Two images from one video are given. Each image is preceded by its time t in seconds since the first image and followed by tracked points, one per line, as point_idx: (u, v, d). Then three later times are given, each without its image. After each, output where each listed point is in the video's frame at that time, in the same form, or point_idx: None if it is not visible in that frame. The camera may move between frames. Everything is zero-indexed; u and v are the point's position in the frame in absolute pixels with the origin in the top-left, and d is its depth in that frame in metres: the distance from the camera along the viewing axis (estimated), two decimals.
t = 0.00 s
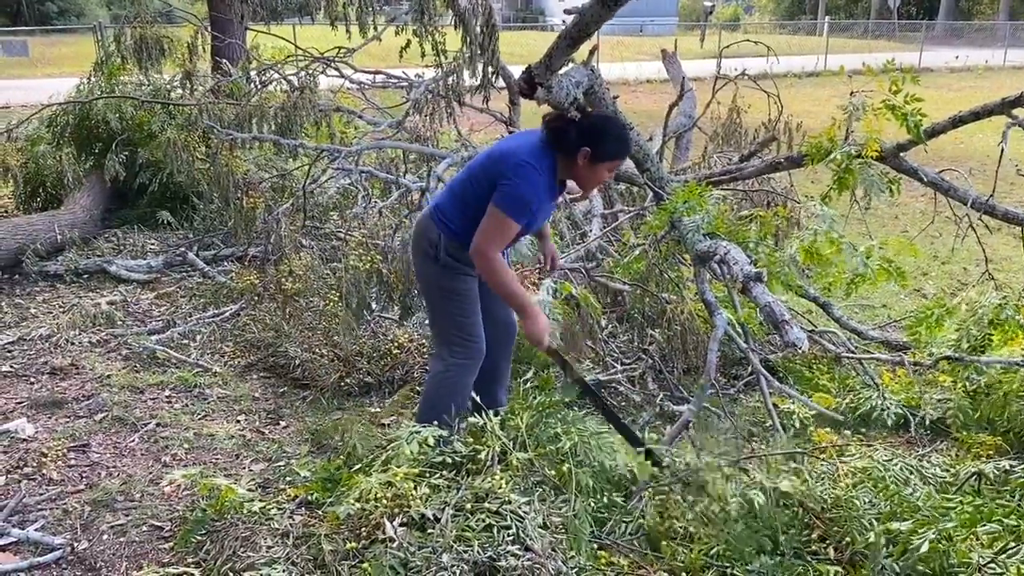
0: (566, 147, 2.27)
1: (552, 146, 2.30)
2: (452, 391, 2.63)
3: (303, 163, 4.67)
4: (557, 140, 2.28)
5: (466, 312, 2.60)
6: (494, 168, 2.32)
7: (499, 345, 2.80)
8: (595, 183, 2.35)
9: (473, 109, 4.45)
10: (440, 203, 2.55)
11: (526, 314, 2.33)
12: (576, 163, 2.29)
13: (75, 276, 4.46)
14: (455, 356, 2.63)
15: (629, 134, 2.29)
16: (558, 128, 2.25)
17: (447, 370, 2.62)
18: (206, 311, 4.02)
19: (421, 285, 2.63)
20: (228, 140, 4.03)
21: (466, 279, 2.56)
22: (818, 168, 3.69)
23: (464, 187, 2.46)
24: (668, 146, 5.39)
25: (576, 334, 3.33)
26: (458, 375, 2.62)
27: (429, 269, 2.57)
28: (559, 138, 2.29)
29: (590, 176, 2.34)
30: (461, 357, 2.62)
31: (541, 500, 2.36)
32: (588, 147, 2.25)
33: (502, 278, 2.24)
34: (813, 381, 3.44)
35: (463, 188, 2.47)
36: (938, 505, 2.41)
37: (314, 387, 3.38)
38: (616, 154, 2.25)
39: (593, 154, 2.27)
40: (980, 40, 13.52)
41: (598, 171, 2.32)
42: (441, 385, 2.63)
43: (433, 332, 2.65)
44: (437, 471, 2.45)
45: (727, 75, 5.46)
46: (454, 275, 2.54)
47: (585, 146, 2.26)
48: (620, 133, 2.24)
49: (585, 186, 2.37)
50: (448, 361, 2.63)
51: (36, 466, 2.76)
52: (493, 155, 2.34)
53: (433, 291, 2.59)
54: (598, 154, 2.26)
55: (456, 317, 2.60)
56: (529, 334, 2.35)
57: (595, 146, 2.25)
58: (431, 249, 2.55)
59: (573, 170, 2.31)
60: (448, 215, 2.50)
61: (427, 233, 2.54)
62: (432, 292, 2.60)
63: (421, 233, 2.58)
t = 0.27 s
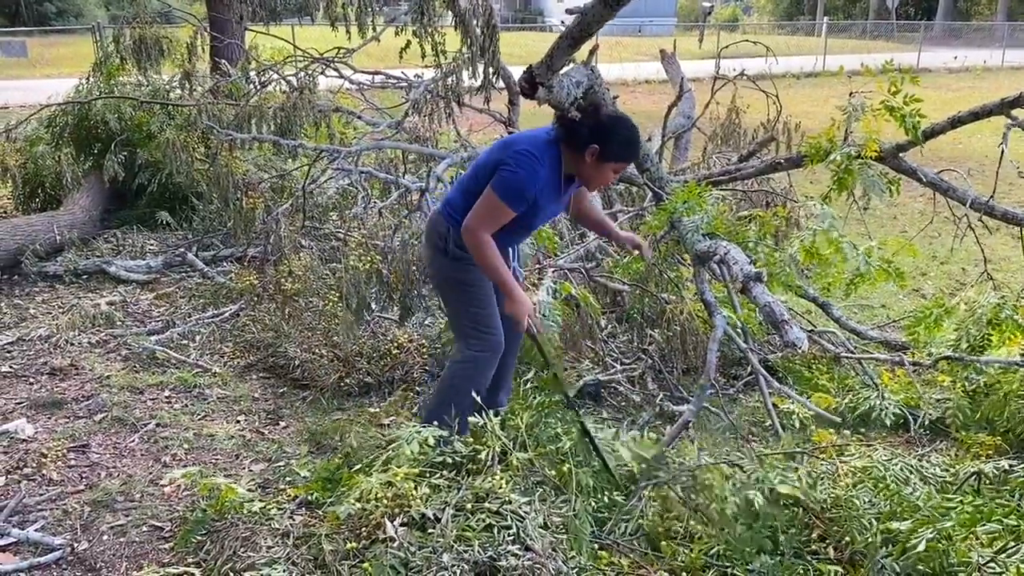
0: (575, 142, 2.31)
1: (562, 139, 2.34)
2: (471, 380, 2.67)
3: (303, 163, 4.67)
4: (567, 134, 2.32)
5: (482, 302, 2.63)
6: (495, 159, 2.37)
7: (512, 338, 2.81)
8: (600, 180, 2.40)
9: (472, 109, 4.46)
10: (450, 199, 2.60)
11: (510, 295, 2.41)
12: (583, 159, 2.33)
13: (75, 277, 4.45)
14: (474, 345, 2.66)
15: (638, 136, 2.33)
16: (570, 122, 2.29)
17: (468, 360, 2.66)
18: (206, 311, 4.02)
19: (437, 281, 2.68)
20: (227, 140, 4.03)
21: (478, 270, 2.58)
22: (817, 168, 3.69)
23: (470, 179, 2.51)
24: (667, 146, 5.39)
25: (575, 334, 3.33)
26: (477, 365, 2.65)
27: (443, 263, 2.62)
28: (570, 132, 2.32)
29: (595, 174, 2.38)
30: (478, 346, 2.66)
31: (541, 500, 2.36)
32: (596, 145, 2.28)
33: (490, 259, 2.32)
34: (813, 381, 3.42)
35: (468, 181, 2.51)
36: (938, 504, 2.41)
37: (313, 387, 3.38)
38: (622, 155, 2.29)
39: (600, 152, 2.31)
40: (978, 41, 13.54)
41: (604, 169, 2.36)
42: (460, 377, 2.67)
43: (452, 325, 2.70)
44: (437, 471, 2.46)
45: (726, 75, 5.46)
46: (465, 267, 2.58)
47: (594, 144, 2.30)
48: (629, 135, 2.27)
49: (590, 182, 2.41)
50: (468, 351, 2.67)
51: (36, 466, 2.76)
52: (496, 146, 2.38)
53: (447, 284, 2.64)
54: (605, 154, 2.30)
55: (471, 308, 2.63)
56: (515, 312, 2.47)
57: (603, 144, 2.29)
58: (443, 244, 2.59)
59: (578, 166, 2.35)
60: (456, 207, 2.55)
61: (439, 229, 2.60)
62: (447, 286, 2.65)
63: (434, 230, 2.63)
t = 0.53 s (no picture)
0: (586, 138, 2.33)
1: (574, 135, 2.36)
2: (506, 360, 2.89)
3: (299, 164, 4.67)
4: (580, 130, 2.34)
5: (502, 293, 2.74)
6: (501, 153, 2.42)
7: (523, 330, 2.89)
8: (609, 180, 2.40)
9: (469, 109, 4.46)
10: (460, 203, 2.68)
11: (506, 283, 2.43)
12: (593, 156, 2.35)
13: (71, 278, 4.45)
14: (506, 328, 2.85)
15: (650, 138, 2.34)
16: (583, 118, 2.31)
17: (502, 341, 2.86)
18: (203, 312, 4.01)
19: (457, 281, 2.78)
20: (223, 141, 4.03)
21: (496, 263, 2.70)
22: (813, 169, 3.70)
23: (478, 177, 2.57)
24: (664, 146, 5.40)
25: (572, 333, 3.32)
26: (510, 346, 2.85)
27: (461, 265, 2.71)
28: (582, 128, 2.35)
29: (604, 173, 2.39)
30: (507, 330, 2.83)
31: (539, 500, 2.37)
32: (607, 143, 2.30)
33: (490, 246, 2.36)
34: (810, 380, 3.44)
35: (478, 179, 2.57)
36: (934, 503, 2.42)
37: (310, 388, 3.38)
38: (632, 153, 2.30)
39: (610, 150, 2.32)
40: (973, 41, 13.56)
41: (613, 168, 2.37)
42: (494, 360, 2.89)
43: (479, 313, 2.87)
44: (435, 472, 2.47)
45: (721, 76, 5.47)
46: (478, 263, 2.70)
47: (604, 141, 2.31)
48: (640, 134, 2.29)
49: (599, 181, 2.42)
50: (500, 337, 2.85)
51: (33, 468, 2.75)
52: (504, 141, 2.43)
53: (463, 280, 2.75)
54: (615, 151, 2.31)
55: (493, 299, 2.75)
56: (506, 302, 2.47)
57: (614, 142, 2.30)
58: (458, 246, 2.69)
59: (588, 163, 2.36)
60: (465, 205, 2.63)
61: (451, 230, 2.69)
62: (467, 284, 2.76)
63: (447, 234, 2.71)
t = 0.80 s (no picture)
0: (603, 136, 2.33)
1: (592, 132, 2.36)
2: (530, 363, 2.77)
3: (292, 165, 4.66)
4: (598, 129, 2.34)
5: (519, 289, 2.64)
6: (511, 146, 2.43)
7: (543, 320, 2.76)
8: (623, 181, 2.41)
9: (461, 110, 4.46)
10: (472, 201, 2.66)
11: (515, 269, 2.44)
12: (609, 155, 2.35)
13: (61, 280, 4.43)
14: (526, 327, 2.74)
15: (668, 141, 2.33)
16: (602, 115, 2.31)
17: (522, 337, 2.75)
18: (194, 314, 4.00)
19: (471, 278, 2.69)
20: (215, 142, 4.02)
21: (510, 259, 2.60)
22: (805, 169, 3.71)
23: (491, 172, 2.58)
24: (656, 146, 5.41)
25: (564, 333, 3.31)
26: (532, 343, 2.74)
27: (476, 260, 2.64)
28: (600, 126, 2.34)
29: (618, 173, 2.39)
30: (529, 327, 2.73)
31: (531, 501, 2.37)
32: (625, 143, 2.30)
33: (496, 234, 2.38)
34: (802, 379, 3.44)
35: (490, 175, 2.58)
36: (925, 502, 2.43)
37: (303, 389, 3.38)
38: (647, 157, 2.29)
39: (626, 150, 2.32)
40: (964, 41, 13.61)
41: (628, 169, 2.37)
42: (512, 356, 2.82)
43: (499, 316, 2.81)
44: (428, 473, 2.48)
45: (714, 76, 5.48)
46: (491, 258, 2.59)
47: (621, 141, 2.31)
48: (659, 137, 2.28)
49: (612, 181, 2.42)
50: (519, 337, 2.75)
51: (24, 470, 2.74)
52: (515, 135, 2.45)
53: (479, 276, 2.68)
54: (630, 152, 2.31)
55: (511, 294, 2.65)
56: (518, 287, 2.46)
57: (631, 142, 2.30)
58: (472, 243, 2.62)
59: (603, 162, 2.36)
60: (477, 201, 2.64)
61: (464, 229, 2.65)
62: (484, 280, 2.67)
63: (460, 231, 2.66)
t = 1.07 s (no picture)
0: (627, 139, 2.26)
1: (616, 135, 2.28)
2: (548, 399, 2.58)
3: (280, 165, 4.65)
4: (621, 132, 2.28)
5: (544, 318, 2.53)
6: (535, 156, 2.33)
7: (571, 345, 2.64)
8: (647, 185, 2.33)
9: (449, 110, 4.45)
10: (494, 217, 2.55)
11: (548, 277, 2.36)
12: (633, 158, 2.28)
13: (48, 281, 4.40)
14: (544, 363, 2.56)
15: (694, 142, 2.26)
16: (627, 116, 2.24)
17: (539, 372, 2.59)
18: (182, 315, 3.98)
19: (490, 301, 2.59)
20: (202, 143, 4.00)
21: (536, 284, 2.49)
22: (793, 168, 3.72)
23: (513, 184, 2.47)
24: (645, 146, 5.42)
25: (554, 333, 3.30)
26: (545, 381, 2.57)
27: (497, 285, 2.53)
28: (623, 129, 2.28)
29: (642, 178, 2.32)
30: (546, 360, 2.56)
31: (520, 500, 2.38)
32: (650, 145, 2.23)
33: (526, 245, 2.29)
34: (790, 377, 3.46)
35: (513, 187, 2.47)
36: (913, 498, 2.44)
37: (291, 390, 3.37)
38: (674, 158, 2.22)
39: (652, 153, 2.25)
40: (951, 41, 13.69)
41: (653, 173, 2.29)
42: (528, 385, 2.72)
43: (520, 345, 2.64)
44: (416, 472, 2.47)
45: (702, 75, 5.49)
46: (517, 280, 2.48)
47: (647, 143, 2.24)
48: (686, 137, 2.22)
49: (636, 186, 2.35)
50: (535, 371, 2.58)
51: (9, 473, 2.72)
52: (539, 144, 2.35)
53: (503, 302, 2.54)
54: (657, 155, 2.24)
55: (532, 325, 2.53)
56: (561, 298, 2.44)
57: (657, 143, 2.23)
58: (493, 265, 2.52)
59: (626, 165, 2.29)
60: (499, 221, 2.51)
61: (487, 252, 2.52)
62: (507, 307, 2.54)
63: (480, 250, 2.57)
